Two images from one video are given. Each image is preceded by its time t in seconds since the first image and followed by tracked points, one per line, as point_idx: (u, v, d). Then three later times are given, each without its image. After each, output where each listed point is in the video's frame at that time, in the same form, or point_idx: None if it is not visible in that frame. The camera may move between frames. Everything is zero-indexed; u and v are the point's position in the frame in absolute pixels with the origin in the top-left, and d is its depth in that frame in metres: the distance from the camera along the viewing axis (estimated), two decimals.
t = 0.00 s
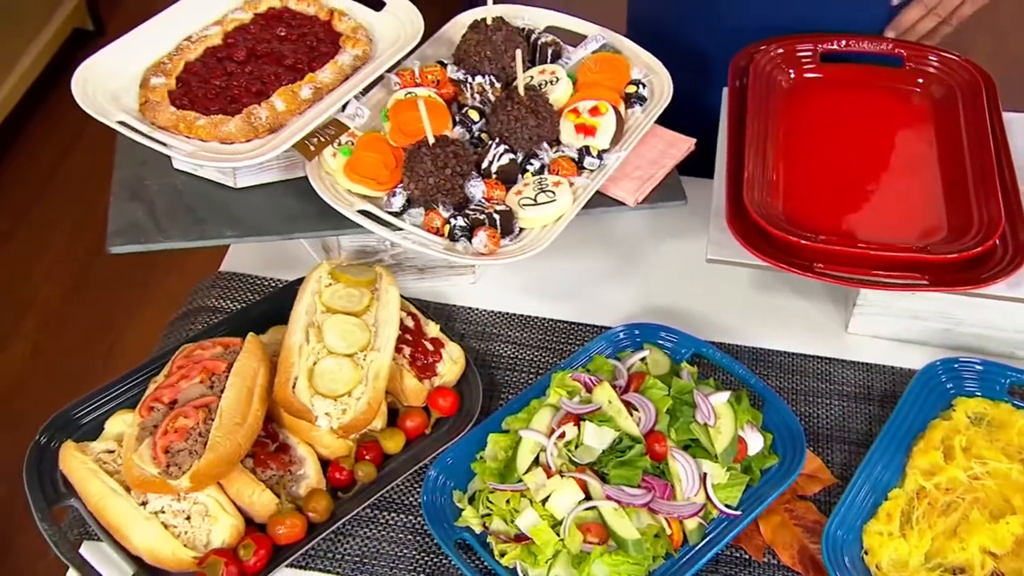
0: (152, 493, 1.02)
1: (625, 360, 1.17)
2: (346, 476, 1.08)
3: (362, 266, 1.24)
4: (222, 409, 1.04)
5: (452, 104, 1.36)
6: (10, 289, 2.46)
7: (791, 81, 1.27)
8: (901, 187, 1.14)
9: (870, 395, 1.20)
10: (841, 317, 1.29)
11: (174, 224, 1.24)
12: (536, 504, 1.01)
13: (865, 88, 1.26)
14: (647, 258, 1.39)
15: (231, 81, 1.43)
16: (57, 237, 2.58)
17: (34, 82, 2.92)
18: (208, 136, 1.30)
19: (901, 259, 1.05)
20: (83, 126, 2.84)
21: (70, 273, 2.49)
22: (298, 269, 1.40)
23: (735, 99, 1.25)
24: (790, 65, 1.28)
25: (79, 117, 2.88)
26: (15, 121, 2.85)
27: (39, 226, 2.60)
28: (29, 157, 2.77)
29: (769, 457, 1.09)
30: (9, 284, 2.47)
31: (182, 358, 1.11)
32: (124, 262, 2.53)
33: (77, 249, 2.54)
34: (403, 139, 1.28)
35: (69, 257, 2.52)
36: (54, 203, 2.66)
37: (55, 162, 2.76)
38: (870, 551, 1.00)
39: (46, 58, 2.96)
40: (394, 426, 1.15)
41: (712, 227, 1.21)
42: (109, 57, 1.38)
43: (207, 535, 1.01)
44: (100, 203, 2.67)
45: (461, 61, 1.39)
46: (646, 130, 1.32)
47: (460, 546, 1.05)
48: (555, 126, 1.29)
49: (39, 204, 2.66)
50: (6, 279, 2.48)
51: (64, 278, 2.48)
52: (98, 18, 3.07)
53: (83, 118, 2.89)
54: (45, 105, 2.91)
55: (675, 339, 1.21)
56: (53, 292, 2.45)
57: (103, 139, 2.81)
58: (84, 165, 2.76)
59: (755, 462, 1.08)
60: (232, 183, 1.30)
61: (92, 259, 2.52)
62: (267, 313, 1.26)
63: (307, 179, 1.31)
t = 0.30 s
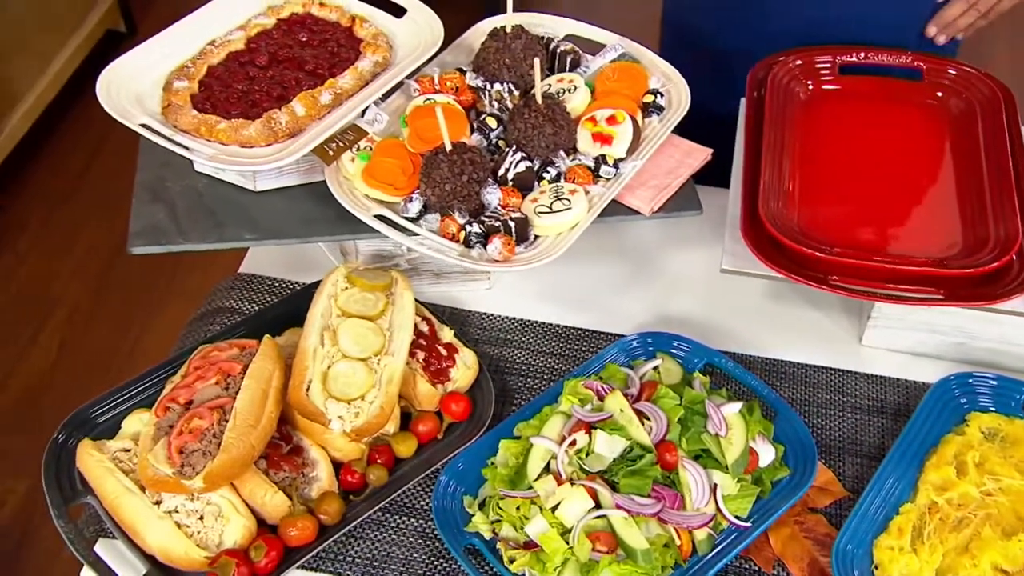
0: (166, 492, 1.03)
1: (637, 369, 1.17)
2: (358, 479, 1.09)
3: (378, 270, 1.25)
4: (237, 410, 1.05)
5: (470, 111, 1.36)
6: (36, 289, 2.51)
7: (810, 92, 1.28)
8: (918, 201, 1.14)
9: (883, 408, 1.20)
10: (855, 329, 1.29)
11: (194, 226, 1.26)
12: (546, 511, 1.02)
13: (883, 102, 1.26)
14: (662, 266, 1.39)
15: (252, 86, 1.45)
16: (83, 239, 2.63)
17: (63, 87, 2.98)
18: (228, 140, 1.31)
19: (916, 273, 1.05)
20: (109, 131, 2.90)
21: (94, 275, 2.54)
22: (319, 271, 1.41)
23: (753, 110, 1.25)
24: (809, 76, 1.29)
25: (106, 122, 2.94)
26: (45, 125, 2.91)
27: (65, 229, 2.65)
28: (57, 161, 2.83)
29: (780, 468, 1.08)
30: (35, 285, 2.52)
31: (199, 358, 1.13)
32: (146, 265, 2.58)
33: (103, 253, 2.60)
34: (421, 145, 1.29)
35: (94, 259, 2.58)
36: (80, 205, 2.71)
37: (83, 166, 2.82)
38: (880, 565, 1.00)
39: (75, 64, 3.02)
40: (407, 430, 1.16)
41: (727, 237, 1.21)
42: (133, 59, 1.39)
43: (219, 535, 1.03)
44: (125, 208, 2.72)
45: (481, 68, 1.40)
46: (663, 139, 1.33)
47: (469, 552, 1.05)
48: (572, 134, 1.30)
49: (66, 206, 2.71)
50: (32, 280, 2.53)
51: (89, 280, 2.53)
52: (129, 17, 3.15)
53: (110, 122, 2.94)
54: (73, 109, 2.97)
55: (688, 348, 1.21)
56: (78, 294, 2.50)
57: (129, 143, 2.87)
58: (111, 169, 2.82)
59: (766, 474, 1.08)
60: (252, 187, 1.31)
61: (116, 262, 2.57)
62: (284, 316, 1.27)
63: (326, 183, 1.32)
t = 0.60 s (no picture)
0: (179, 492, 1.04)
1: (649, 377, 1.17)
2: (369, 483, 1.10)
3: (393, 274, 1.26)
4: (250, 412, 1.06)
5: (487, 117, 1.37)
6: (59, 288, 2.55)
7: (827, 104, 1.28)
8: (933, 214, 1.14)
9: (895, 420, 1.19)
10: (869, 341, 1.29)
11: (211, 228, 1.26)
12: (555, 518, 1.02)
13: (899, 113, 1.26)
14: (676, 275, 1.39)
15: (273, 90, 1.47)
16: (107, 240, 2.67)
17: (90, 89, 3.03)
18: (247, 143, 1.32)
19: (930, 286, 1.05)
20: (135, 133, 2.94)
21: (116, 275, 2.58)
22: (335, 274, 1.41)
23: (769, 120, 1.25)
24: (826, 88, 1.29)
25: (132, 125, 2.98)
26: (73, 127, 2.97)
27: (90, 229, 2.69)
28: (83, 162, 2.88)
29: (790, 480, 1.08)
30: (58, 284, 2.56)
31: (214, 360, 1.14)
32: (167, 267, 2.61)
33: (126, 255, 2.64)
34: (437, 151, 1.30)
35: (117, 260, 2.62)
36: (105, 206, 2.76)
37: (109, 168, 2.87)
38: None
39: (103, 67, 3.08)
40: (418, 434, 1.17)
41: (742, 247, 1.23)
42: (155, 62, 1.41)
43: (230, 536, 1.03)
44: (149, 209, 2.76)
45: (499, 75, 1.40)
46: (679, 147, 1.33)
47: (478, 558, 1.06)
48: (588, 141, 1.30)
49: (90, 207, 2.75)
50: (56, 279, 2.57)
51: (111, 281, 2.57)
52: (158, 20, 3.21)
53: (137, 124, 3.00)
54: (101, 112, 3.02)
55: (700, 357, 1.21)
56: (100, 293, 2.54)
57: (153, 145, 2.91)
58: (136, 171, 2.86)
59: (776, 485, 1.07)
60: (269, 190, 1.32)
61: (139, 264, 2.62)
62: (299, 318, 1.28)
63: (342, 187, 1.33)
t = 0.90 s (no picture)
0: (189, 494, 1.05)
1: (658, 387, 1.17)
2: (378, 487, 1.11)
3: (406, 279, 1.26)
4: (261, 415, 1.06)
5: (502, 124, 1.38)
6: (82, 287, 2.60)
7: (842, 115, 1.27)
8: (948, 228, 1.13)
9: (906, 433, 1.19)
10: (881, 353, 1.29)
11: (226, 230, 1.27)
12: (562, 527, 1.02)
13: (914, 125, 1.26)
14: (688, 283, 1.39)
15: (291, 95, 1.48)
16: (129, 241, 2.72)
17: (117, 91, 3.09)
18: (263, 147, 1.34)
19: (944, 301, 1.04)
20: (159, 136, 3.00)
21: (137, 276, 2.63)
22: (348, 278, 1.42)
23: (783, 131, 1.25)
24: (841, 99, 1.28)
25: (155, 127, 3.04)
26: (99, 129, 3.02)
27: (114, 229, 2.74)
28: (108, 164, 2.93)
29: (799, 493, 1.08)
30: (81, 283, 2.61)
31: (226, 362, 1.14)
32: (187, 267, 2.65)
33: (148, 257, 2.69)
34: (452, 157, 1.30)
35: (139, 261, 2.66)
36: (128, 208, 2.80)
37: (133, 170, 2.92)
38: None
39: (130, 70, 3.13)
40: (428, 439, 1.17)
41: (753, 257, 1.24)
42: (175, 66, 1.42)
43: (239, 538, 1.04)
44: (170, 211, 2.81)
45: (514, 83, 1.41)
46: (693, 156, 1.33)
47: (484, 564, 1.06)
48: (602, 150, 1.30)
49: (115, 208, 2.81)
50: (79, 279, 2.62)
51: (133, 281, 2.62)
52: (185, 23, 3.29)
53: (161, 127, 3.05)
54: (127, 114, 3.07)
55: (711, 367, 1.21)
56: (121, 294, 2.58)
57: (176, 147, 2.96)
58: (159, 174, 2.91)
59: (785, 497, 1.07)
60: (285, 194, 1.32)
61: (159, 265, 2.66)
62: (312, 321, 1.29)
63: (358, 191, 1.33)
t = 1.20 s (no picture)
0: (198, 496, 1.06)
1: (668, 397, 1.17)
2: (386, 492, 1.11)
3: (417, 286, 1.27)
4: (270, 418, 1.07)
5: (516, 132, 1.38)
6: (105, 286, 2.64)
7: (857, 128, 1.27)
8: (961, 246, 1.13)
9: (917, 448, 1.18)
10: (892, 367, 1.28)
11: (242, 234, 1.27)
12: (568, 536, 1.02)
13: (930, 139, 1.25)
14: (699, 293, 1.39)
15: (304, 102, 1.49)
16: (153, 240, 2.76)
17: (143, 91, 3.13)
18: (278, 152, 1.35)
19: (956, 316, 1.04)
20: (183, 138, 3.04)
21: (160, 274, 2.67)
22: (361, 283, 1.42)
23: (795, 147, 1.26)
24: (856, 113, 1.28)
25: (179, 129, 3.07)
26: (126, 129, 3.07)
27: (137, 229, 2.79)
28: (134, 164, 2.98)
29: (807, 506, 1.07)
30: (104, 282, 2.65)
31: (238, 365, 1.16)
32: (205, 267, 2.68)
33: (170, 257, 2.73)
34: (465, 164, 1.30)
35: (160, 261, 2.70)
36: (153, 207, 2.84)
37: (157, 171, 2.96)
38: None
39: (157, 70, 3.17)
40: (436, 445, 1.18)
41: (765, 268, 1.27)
42: (194, 71, 1.44)
43: (247, 541, 1.05)
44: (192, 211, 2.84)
45: (529, 91, 1.42)
46: (705, 167, 1.33)
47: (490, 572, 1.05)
48: (615, 159, 1.31)
49: (139, 208, 2.85)
50: (103, 278, 2.66)
51: (154, 281, 2.66)
52: (212, 27, 3.33)
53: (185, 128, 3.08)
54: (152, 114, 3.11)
55: (720, 378, 1.20)
56: (142, 294, 2.62)
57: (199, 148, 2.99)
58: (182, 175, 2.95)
59: (792, 511, 1.07)
60: (299, 199, 1.33)
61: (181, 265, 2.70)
62: (324, 325, 1.29)
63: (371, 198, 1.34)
